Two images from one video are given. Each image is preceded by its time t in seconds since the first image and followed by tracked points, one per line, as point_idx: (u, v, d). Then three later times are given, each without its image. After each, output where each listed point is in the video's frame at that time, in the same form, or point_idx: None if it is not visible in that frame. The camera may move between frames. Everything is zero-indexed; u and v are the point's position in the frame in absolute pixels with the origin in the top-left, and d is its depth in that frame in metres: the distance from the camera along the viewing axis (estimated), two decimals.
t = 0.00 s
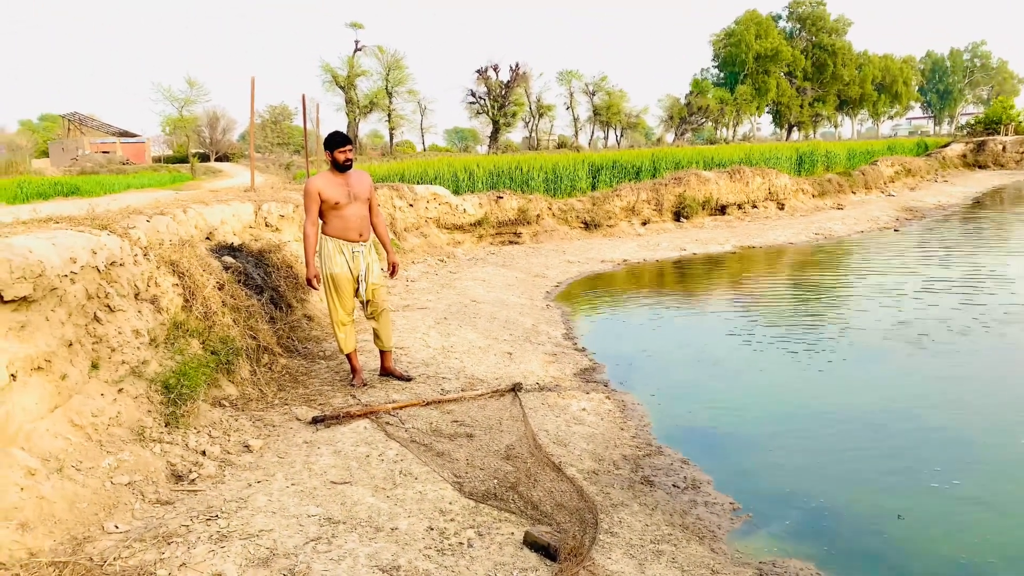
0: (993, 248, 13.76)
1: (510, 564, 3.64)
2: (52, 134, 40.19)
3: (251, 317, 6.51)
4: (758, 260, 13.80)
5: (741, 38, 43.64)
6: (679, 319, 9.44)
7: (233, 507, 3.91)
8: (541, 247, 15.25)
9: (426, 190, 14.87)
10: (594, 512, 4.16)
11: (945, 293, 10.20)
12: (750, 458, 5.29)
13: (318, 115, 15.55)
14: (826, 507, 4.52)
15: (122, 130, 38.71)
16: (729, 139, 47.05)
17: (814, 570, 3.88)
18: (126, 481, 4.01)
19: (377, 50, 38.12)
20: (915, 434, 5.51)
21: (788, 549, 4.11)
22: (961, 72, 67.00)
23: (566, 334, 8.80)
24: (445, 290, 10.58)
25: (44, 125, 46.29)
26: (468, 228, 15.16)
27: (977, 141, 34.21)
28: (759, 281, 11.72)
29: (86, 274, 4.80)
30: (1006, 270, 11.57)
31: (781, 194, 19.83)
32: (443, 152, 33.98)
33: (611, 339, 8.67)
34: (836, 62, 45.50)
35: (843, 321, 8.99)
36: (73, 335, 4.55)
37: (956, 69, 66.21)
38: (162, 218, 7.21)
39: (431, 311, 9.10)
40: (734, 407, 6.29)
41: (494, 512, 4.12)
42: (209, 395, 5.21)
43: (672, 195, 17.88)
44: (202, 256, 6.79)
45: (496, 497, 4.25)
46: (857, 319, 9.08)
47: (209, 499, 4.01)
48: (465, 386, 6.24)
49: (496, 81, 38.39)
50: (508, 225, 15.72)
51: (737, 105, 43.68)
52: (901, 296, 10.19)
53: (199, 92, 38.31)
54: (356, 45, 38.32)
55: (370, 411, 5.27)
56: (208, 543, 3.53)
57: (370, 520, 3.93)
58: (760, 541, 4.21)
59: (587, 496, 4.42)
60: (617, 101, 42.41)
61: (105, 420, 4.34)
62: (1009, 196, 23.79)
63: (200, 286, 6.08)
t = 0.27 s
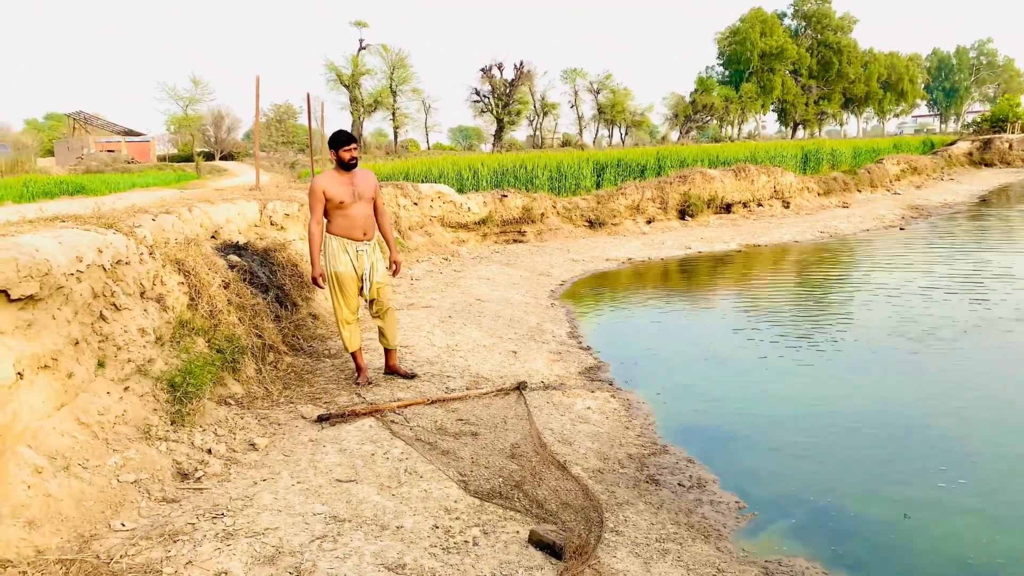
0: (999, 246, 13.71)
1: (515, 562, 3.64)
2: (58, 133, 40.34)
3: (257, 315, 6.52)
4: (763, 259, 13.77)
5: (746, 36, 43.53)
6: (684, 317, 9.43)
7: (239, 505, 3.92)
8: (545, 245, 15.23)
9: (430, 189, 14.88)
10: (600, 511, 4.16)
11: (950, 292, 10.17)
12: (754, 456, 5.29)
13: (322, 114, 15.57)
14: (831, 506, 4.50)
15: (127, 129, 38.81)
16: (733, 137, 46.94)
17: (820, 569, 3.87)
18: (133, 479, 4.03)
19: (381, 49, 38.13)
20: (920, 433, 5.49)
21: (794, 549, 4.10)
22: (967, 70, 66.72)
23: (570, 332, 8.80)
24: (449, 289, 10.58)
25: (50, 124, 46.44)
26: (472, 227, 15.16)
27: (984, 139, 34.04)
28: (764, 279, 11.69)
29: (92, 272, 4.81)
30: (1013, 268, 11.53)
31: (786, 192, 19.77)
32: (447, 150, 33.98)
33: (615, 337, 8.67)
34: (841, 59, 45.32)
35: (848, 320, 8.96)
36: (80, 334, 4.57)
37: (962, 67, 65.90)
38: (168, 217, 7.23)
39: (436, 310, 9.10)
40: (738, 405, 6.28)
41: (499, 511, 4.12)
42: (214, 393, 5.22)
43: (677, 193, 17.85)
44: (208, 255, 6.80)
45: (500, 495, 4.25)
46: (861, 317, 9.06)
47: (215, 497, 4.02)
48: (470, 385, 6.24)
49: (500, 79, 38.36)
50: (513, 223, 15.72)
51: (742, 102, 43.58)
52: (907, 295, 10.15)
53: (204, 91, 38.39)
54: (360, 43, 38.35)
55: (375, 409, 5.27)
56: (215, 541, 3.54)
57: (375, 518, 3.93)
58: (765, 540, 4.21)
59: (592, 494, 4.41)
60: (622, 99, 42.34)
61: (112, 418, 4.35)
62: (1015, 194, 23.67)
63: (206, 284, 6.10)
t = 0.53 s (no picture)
0: (1002, 245, 13.68)
1: (518, 560, 3.64)
2: (60, 131, 40.43)
3: (259, 313, 6.52)
4: (766, 257, 13.76)
5: (748, 34, 43.45)
6: (686, 316, 9.42)
7: (242, 503, 3.92)
8: (547, 244, 15.22)
9: (432, 187, 14.89)
10: (602, 509, 4.16)
11: (953, 290, 10.16)
12: (757, 454, 5.29)
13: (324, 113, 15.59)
14: (834, 505, 4.50)
15: (129, 127, 38.83)
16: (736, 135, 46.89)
17: (823, 567, 3.87)
18: (136, 476, 4.03)
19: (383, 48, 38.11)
20: (923, 431, 5.48)
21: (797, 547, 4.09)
22: (970, 68, 66.61)
23: (572, 331, 8.80)
24: (452, 287, 10.58)
25: (53, 122, 46.47)
26: (474, 225, 15.16)
27: (986, 137, 33.96)
28: (766, 278, 11.68)
29: (95, 271, 4.82)
30: (1016, 267, 11.51)
31: (788, 190, 19.74)
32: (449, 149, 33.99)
33: (617, 336, 8.66)
34: (844, 58, 45.22)
35: (850, 317, 8.95)
36: (83, 332, 4.58)
37: (965, 65, 65.75)
38: (171, 215, 7.24)
39: (438, 308, 9.10)
40: (741, 404, 6.27)
41: (501, 508, 4.12)
42: (217, 391, 5.22)
43: (679, 192, 17.83)
44: (211, 253, 6.81)
45: (502, 493, 4.25)
46: (863, 316, 9.04)
47: (218, 495, 4.02)
48: (472, 383, 6.24)
49: (502, 78, 38.34)
50: (514, 222, 15.72)
51: (744, 101, 43.50)
52: (908, 293, 10.14)
53: (206, 89, 38.42)
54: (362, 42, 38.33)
55: (377, 407, 5.28)
56: (218, 538, 3.54)
57: (378, 516, 3.93)
58: (768, 538, 4.21)
59: (595, 492, 4.41)
60: (624, 98, 42.28)
61: (115, 416, 4.36)
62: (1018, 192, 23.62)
63: (208, 283, 6.10)
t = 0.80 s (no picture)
0: (999, 242, 13.70)
1: (514, 556, 3.64)
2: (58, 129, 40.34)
3: (256, 311, 6.52)
4: (763, 254, 13.76)
5: (746, 31, 43.38)
6: (683, 313, 9.43)
7: (239, 500, 3.92)
8: (545, 241, 15.22)
9: (430, 185, 14.88)
10: (599, 505, 4.17)
11: (950, 287, 10.17)
12: (753, 451, 5.30)
13: (322, 110, 15.58)
14: (830, 501, 4.51)
15: (127, 125, 38.72)
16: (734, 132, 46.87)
17: (819, 564, 3.88)
18: (133, 473, 4.03)
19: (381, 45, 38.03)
20: (918, 428, 5.50)
21: (795, 543, 4.10)
22: (968, 64, 66.61)
23: (570, 328, 8.80)
24: (450, 285, 10.58)
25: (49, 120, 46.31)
26: (472, 223, 15.15)
27: (985, 134, 33.96)
28: (764, 275, 11.69)
29: (91, 268, 4.81)
30: (1013, 264, 11.53)
31: (786, 188, 19.73)
32: (447, 146, 33.98)
33: (614, 333, 8.67)
34: (842, 55, 45.18)
35: (847, 315, 8.96)
36: (79, 329, 4.57)
37: (963, 62, 65.74)
38: (168, 212, 7.23)
39: (436, 305, 9.10)
40: (738, 401, 6.28)
41: (498, 505, 4.13)
42: (214, 388, 5.22)
43: (677, 189, 17.82)
44: (208, 250, 6.80)
45: (499, 490, 4.26)
46: (860, 313, 9.05)
47: (215, 492, 4.03)
48: (470, 380, 6.24)
49: (500, 75, 38.27)
50: (513, 219, 15.71)
51: (742, 98, 43.46)
52: (905, 290, 10.16)
53: (204, 86, 38.34)
54: (360, 39, 38.23)
55: (374, 404, 5.28)
56: (214, 535, 3.55)
57: (375, 513, 3.93)
58: (764, 534, 4.22)
59: (591, 489, 4.42)
60: (622, 95, 42.21)
61: (111, 413, 4.36)
62: (1016, 190, 23.64)
63: (206, 280, 6.09)
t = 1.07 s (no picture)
0: (992, 239, 13.76)
1: (507, 553, 3.65)
2: (51, 126, 40.15)
3: (249, 308, 6.50)
4: (757, 251, 13.80)
5: (740, 29, 43.43)
6: (677, 310, 9.44)
7: (231, 497, 3.92)
8: (539, 239, 15.22)
9: (424, 182, 14.87)
10: (591, 502, 4.18)
11: (943, 284, 10.20)
12: (746, 448, 5.32)
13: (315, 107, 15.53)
14: (822, 498, 4.53)
15: (121, 122, 38.55)
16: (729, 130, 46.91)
17: (810, 559, 3.90)
18: (125, 470, 4.02)
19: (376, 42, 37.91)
20: (910, 425, 5.52)
21: (788, 540, 4.11)
22: (961, 62, 66.85)
23: (564, 325, 8.81)
24: (444, 282, 10.58)
25: (42, 117, 46.05)
26: (467, 220, 15.14)
27: (978, 132, 34.09)
28: (758, 272, 11.72)
29: (83, 265, 4.80)
30: (1005, 261, 11.59)
31: (780, 185, 19.78)
32: (442, 143, 33.94)
33: (608, 330, 8.67)
34: (836, 53, 45.29)
35: (841, 312, 8.97)
36: (71, 326, 4.56)
37: (956, 60, 65.98)
38: (160, 209, 7.21)
39: (430, 303, 9.10)
40: (731, 398, 6.29)
41: (491, 502, 4.14)
42: (207, 385, 5.21)
43: (671, 187, 17.85)
44: (201, 247, 6.78)
45: (493, 487, 4.26)
46: (854, 310, 9.08)
47: (207, 489, 4.02)
48: (464, 377, 6.25)
49: (495, 73, 38.24)
50: (507, 216, 15.71)
51: (736, 96, 43.53)
52: (898, 287, 10.19)
53: (198, 83, 38.18)
54: (354, 36, 38.15)
55: (368, 401, 5.28)
56: (207, 532, 3.54)
57: (368, 510, 3.94)
58: (756, 530, 4.23)
59: (584, 485, 4.43)
60: (617, 93, 42.22)
61: (103, 410, 4.35)
62: (1008, 187, 23.76)
63: (198, 277, 6.07)
